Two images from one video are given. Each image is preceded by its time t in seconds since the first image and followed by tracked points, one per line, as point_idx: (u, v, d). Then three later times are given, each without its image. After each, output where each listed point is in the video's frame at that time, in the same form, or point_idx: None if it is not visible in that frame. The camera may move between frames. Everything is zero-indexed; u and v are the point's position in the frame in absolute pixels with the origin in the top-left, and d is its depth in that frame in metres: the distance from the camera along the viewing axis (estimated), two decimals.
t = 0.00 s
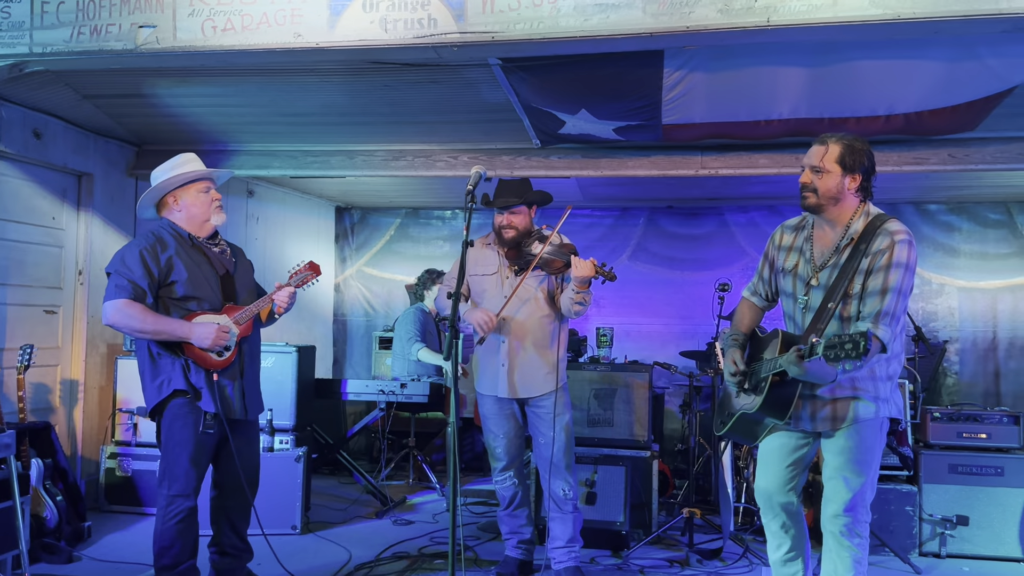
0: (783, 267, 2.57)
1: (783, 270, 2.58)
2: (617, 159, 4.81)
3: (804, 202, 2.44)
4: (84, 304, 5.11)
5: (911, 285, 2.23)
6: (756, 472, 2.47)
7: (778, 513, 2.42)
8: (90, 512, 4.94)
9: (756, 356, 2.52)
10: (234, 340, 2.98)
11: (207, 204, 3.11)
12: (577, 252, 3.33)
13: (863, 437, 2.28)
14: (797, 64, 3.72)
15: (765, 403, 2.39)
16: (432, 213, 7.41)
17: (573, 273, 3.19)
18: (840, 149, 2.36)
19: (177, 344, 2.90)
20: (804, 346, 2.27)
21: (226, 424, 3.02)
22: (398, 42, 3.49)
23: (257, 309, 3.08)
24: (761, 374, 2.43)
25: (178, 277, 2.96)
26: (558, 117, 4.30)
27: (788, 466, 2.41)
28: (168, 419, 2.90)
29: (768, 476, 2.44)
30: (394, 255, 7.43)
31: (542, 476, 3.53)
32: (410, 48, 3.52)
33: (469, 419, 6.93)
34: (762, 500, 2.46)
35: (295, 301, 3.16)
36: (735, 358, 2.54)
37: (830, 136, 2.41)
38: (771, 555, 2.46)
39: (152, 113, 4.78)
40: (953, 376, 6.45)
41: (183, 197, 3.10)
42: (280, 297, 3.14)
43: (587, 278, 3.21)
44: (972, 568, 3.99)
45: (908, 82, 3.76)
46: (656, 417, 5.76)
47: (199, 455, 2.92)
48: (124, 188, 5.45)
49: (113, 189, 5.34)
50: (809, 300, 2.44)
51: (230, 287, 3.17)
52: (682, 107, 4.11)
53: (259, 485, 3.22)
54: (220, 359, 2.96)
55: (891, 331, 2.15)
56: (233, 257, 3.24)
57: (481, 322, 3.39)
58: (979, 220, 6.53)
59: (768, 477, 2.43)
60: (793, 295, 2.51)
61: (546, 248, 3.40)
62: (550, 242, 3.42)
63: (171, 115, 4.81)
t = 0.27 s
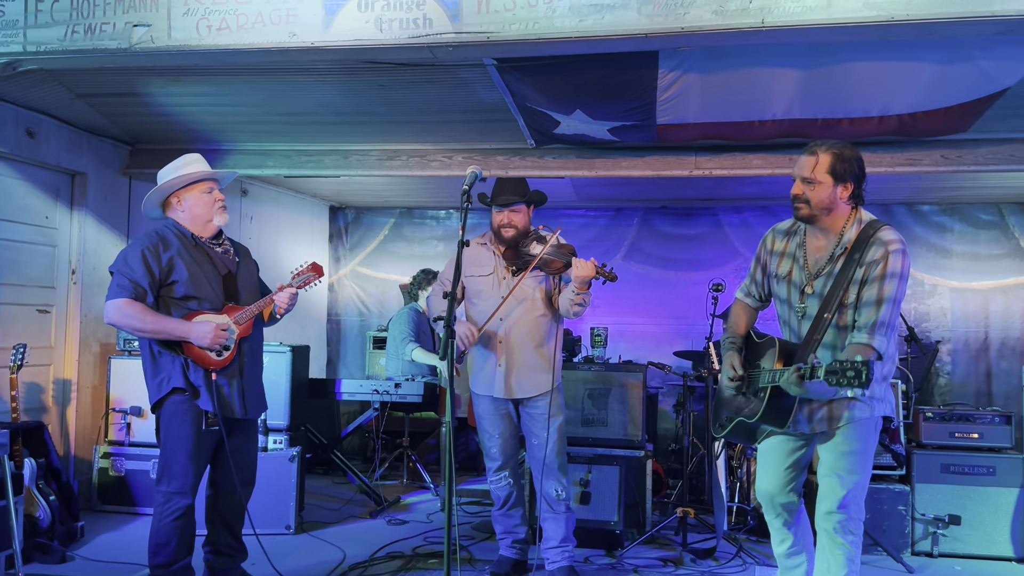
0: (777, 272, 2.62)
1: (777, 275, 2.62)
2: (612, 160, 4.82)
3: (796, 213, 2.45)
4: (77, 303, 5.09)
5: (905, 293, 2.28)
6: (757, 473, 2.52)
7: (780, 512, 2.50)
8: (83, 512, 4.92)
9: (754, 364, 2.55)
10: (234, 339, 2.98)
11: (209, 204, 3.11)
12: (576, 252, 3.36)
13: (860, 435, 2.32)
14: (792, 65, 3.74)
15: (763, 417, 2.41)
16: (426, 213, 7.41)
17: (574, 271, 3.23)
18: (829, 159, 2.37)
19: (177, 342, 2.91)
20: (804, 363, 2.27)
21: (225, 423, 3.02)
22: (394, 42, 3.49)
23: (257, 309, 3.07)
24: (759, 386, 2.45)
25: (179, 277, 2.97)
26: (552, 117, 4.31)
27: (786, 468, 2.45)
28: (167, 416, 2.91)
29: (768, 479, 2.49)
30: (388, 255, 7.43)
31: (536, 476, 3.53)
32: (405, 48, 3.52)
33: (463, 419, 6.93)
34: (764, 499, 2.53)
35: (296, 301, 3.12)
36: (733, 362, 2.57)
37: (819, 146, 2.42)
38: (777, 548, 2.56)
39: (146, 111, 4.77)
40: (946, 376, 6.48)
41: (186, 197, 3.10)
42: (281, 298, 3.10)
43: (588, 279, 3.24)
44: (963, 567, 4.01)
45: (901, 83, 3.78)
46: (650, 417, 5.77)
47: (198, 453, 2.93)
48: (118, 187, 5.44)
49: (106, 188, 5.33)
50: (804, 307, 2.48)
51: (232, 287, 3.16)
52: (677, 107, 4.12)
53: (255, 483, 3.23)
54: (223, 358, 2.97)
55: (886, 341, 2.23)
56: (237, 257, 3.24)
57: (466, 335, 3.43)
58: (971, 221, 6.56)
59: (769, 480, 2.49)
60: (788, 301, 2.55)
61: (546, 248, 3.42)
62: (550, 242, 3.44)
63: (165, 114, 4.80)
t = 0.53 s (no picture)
0: (766, 283, 2.70)
1: (766, 285, 2.71)
2: (605, 160, 4.82)
3: (783, 230, 2.52)
4: (69, 302, 5.07)
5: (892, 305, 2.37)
6: (749, 477, 2.59)
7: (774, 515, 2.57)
8: (74, 512, 4.90)
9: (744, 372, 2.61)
10: (230, 341, 2.98)
11: (214, 208, 3.10)
12: (568, 252, 3.36)
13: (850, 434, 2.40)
14: (785, 66, 3.75)
15: (758, 428, 2.47)
16: (420, 212, 7.41)
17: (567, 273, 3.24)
18: (813, 176, 2.44)
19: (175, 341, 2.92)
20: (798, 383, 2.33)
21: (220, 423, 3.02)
22: (388, 42, 3.49)
23: (255, 310, 3.06)
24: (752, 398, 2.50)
25: (179, 276, 2.98)
26: (546, 117, 4.31)
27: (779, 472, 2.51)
28: (162, 413, 2.92)
29: (761, 483, 2.55)
30: (381, 255, 7.42)
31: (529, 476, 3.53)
32: (399, 48, 3.52)
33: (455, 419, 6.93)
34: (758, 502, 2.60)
35: (295, 305, 3.14)
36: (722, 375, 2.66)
37: (803, 163, 2.48)
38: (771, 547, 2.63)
39: (138, 110, 4.75)
40: (937, 377, 6.51)
41: (192, 199, 3.10)
42: (280, 301, 3.12)
43: (581, 278, 3.25)
44: (954, 567, 4.03)
45: (893, 85, 3.79)
46: (643, 417, 5.77)
47: (195, 451, 2.93)
48: (110, 186, 5.42)
49: (98, 187, 5.31)
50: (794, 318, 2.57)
51: (233, 287, 3.15)
52: (670, 108, 4.13)
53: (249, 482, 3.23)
54: (217, 359, 2.96)
55: (876, 353, 2.34)
56: (239, 258, 3.23)
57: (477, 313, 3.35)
58: (962, 222, 6.60)
59: (762, 484, 2.55)
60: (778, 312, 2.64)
61: (537, 247, 3.43)
62: (542, 242, 3.45)
63: (157, 113, 4.79)
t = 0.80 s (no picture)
0: (751, 295, 2.76)
1: (751, 297, 2.77)
2: (599, 160, 4.83)
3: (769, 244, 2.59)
4: (62, 302, 5.06)
5: (874, 317, 2.46)
6: (740, 486, 2.64)
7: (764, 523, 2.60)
8: (66, 512, 4.89)
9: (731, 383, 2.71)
10: (224, 343, 2.96)
11: (217, 216, 3.09)
12: (563, 252, 3.34)
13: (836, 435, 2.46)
14: (778, 67, 3.76)
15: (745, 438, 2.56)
16: (414, 212, 7.40)
17: (561, 271, 3.23)
18: (797, 193, 2.51)
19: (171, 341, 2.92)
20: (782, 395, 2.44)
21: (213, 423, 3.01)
22: (381, 42, 3.49)
23: (252, 315, 3.06)
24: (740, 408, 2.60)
25: (179, 277, 2.99)
26: (540, 117, 4.31)
27: (767, 475, 2.57)
28: (156, 411, 2.93)
29: (751, 490, 2.60)
30: (375, 255, 7.42)
31: (523, 476, 3.53)
32: (393, 47, 3.52)
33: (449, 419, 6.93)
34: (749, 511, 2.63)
35: (292, 312, 3.10)
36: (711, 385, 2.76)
37: (788, 179, 2.56)
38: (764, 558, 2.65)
39: (131, 109, 4.74)
40: (929, 377, 6.53)
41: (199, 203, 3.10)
42: (278, 307, 3.09)
43: (576, 278, 3.24)
44: (946, 567, 4.04)
45: (886, 86, 3.81)
46: (636, 417, 5.78)
47: (190, 450, 2.93)
48: (103, 185, 5.40)
49: (91, 186, 5.29)
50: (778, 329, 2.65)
51: (233, 292, 3.14)
52: (663, 109, 4.14)
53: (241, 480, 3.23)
54: (212, 361, 2.95)
55: (857, 364, 2.43)
56: (241, 263, 3.22)
57: (466, 323, 3.39)
58: (954, 223, 6.62)
59: (751, 492, 2.60)
60: (764, 324, 2.70)
61: (532, 247, 3.43)
62: (536, 242, 3.44)
63: (150, 112, 4.78)
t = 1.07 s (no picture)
0: (736, 294, 2.79)
1: (735, 297, 2.80)
2: (594, 161, 4.82)
3: (751, 242, 2.62)
4: (54, 301, 5.04)
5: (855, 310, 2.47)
6: (728, 484, 2.68)
7: (754, 519, 2.64)
8: (58, 512, 4.87)
9: (718, 379, 2.71)
10: (213, 347, 2.95)
11: (219, 224, 3.04)
12: (559, 251, 3.35)
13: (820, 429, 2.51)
14: (772, 68, 3.76)
15: (731, 431, 2.56)
16: (408, 212, 7.39)
17: (557, 271, 3.23)
18: (781, 192, 2.54)
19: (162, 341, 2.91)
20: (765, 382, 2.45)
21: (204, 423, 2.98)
22: (376, 41, 3.48)
23: (245, 322, 3.04)
24: (725, 403, 2.60)
25: (176, 278, 2.98)
26: (534, 117, 4.30)
27: (754, 470, 2.61)
28: (148, 409, 2.93)
29: (739, 487, 2.64)
30: (369, 254, 7.40)
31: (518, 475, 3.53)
32: (387, 46, 3.51)
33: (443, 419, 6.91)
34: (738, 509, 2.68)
35: (284, 321, 3.09)
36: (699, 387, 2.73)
37: (770, 178, 2.59)
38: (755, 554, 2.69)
39: (125, 108, 4.72)
40: (922, 378, 6.55)
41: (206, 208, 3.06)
42: (270, 315, 3.07)
43: (572, 277, 3.24)
44: (938, 567, 4.05)
45: (880, 87, 3.81)
46: (630, 417, 5.78)
47: (181, 448, 2.92)
48: (96, 184, 5.38)
49: (83, 185, 5.27)
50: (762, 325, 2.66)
51: (229, 297, 3.12)
52: (658, 109, 4.13)
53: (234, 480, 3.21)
54: (200, 364, 2.94)
55: (840, 355, 2.44)
56: (241, 268, 3.19)
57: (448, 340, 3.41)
58: (948, 224, 6.64)
59: (739, 489, 2.64)
60: (748, 322, 2.72)
61: (528, 246, 3.41)
62: (532, 241, 3.43)
63: (143, 110, 4.75)
